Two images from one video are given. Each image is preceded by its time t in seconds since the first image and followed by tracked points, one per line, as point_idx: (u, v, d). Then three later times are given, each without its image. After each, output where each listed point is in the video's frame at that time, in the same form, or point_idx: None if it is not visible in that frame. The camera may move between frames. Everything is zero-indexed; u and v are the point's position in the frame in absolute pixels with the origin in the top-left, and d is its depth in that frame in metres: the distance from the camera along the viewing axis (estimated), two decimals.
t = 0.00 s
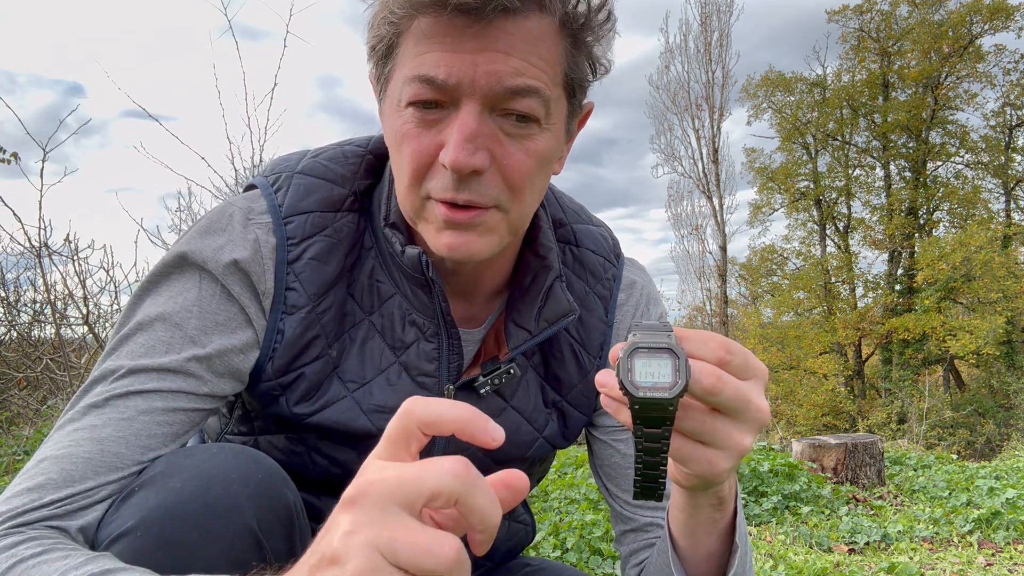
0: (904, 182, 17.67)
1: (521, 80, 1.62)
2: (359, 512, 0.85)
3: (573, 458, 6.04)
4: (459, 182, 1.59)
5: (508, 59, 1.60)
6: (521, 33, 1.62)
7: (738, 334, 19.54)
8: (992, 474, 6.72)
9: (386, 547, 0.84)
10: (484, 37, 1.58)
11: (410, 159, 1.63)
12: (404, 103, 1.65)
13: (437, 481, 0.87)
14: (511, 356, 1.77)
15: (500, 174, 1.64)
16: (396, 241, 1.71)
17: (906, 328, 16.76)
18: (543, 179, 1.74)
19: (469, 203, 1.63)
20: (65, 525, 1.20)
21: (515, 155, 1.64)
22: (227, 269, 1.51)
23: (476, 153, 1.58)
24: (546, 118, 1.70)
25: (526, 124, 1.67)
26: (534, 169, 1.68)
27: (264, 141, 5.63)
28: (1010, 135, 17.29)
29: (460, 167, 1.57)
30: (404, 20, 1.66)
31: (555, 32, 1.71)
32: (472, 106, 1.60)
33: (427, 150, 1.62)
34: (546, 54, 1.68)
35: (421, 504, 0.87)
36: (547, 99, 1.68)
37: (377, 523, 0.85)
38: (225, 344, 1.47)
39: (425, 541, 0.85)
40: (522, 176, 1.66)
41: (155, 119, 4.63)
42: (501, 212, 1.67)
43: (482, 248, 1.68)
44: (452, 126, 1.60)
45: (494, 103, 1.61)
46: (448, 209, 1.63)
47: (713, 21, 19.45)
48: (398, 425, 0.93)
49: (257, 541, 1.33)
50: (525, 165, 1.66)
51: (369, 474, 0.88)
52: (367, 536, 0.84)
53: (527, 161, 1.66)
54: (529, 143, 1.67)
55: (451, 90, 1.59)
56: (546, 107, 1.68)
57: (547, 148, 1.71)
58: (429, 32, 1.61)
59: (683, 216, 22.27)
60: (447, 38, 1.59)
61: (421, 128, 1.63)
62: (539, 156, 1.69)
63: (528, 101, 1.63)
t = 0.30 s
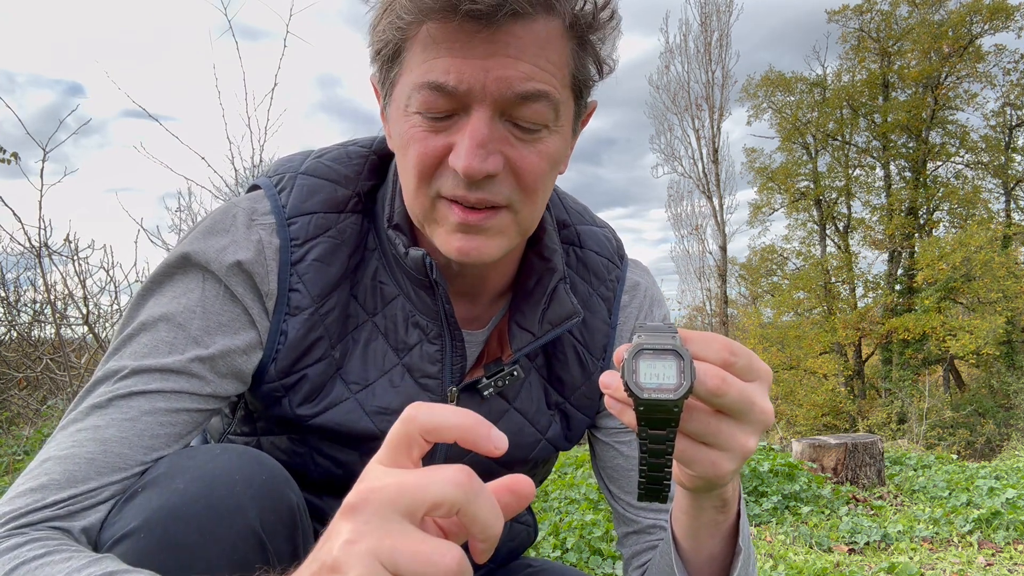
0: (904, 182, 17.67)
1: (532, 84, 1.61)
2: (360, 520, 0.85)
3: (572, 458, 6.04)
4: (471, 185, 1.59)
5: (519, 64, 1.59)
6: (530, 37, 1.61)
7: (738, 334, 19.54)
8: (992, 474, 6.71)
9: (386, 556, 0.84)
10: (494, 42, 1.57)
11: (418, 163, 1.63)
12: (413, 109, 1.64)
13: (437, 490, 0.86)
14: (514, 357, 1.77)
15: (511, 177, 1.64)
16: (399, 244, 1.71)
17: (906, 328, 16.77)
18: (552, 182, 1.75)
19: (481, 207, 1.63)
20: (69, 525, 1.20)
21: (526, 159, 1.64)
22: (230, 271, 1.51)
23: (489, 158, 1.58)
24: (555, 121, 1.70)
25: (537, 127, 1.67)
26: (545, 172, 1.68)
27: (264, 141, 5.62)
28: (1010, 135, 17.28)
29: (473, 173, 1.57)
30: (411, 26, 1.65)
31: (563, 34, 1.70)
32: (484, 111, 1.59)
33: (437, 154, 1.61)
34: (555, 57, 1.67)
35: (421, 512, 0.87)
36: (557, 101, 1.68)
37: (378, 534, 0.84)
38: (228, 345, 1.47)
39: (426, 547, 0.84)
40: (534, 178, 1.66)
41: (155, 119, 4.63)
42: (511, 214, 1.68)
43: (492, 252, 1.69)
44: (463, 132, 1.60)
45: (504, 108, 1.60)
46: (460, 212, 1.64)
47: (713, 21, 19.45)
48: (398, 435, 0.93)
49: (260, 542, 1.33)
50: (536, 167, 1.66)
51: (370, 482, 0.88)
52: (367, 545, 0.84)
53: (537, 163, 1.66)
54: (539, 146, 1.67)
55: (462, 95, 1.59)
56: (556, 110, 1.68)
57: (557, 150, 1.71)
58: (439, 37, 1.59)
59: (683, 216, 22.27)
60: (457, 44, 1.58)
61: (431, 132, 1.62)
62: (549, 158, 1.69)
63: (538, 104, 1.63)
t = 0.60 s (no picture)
0: (904, 182, 17.67)
1: (534, 84, 1.61)
2: (358, 523, 0.85)
3: (572, 458, 6.03)
4: (471, 186, 1.59)
5: (519, 64, 1.59)
6: (532, 37, 1.61)
7: (738, 334, 19.54)
8: (992, 474, 6.71)
9: (381, 560, 0.83)
10: (495, 42, 1.57)
11: (419, 165, 1.63)
12: (414, 109, 1.64)
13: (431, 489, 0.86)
14: (517, 359, 1.77)
15: (512, 178, 1.64)
16: (403, 244, 1.71)
17: (906, 328, 16.77)
18: (554, 182, 1.74)
19: (482, 207, 1.63)
20: (71, 526, 1.20)
21: (528, 160, 1.64)
22: (233, 271, 1.50)
23: (489, 158, 1.58)
24: (557, 122, 1.70)
25: (538, 128, 1.66)
26: (546, 173, 1.68)
27: (264, 141, 5.62)
28: (1010, 135, 17.28)
29: (473, 174, 1.57)
30: (413, 25, 1.64)
31: (566, 34, 1.70)
32: (484, 112, 1.59)
33: (438, 155, 1.61)
34: (557, 57, 1.67)
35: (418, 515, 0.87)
36: (559, 102, 1.67)
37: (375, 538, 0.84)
38: (231, 345, 1.47)
39: (422, 546, 0.83)
40: (535, 180, 1.66)
41: (155, 119, 4.62)
42: (512, 216, 1.68)
43: (493, 252, 1.69)
44: (463, 132, 1.60)
45: (506, 108, 1.60)
46: (461, 212, 1.63)
47: (713, 21, 19.44)
48: (401, 440, 0.93)
49: (262, 542, 1.33)
50: (537, 168, 1.66)
51: (371, 485, 0.89)
52: (363, 548, 0.83)
53: (539, 164, 1.66)
54: (541, 147, 1.66)
55: (463, 96, 1.59)
56: (558, 109, 1.67)
57: (559, 151, 1.71)
58: (440, 37, 1.59)
59: (683, 216, 22.27)
60: (457, 43, 1.58)
61: (432, 133, 1.62)
62: (551, 159, 1.68)
63: (540, 104, 1.62)
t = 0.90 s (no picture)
0: (904, 182, 17.66)
1: (535, 84, 1.60)
2: (370, 538, 0.82)
3: (572, 458, 6.03)
4: (471, 186, 1.58)
5: (520, 64, 1.58)
6: (533, 37, 1.60)
7: (738, 334, 19.55)
8: (992, 474, 6.71)
9: None
10: (496, 42, 1.56)
11: (420, 165, 1.63)
12: (415, 109, 1.64)
13: (444, 513, 0.81)
14: (518, 359, 1.77)
15: (511, 179, 1.64)
16: (404, 244, 1.71)
17: (906, 328, 16.77)
18: (554, 183, 1.74)
19: (481, 207, 1.62)
20: (73, 528, 1.19)
21: (528, 160, 1.64)
22: (235, 272, 1.50)
23: (489, 159, 1.58)
24: (557, 123, 1.69)
25: (538, 129, 1.66)
26: (545, 174, 1.68)
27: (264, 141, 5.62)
28: (1010, 135, 17.27)
29: (472, 174, 1.56)
30: (413, 25, 1.64)
31: (567, 34, 1.70)
32: (485, 111, 1.58)
33: (438, 155, 1.61)
34: (558, 57, 1.66)
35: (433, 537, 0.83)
36: (560, 102, 1.66)
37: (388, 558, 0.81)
38: (232, 346, 1.46)
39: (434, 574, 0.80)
40: (534, 181, 1.66)
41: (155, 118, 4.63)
42: (511, 216, 1.67)
43: (492, 252, 1.68)
44: (463, 132, 1.59)
45: (506, 107, 1.59)
46: (460, 212, 1.62)
47: (713, 21, 19.43)
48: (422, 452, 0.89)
49: (265, 545, 1.32)
50: (536, 170, 1.65)
51: (385, 499, 0.85)
52: (373, 566, 0.80)
53: (538, 165, 1.65)
54: (541, 147, 1.66)
55: (463, 94, 1.58)
56: (559, 110, 1.67)
57: (559, 152, 1.70)
58: (441, 35, 1.58)
59: (683, 216, 22.26)
60: (458, 42, 1.57)
61: (432, 133, 1.62)
62: (550, 160, 1.68)
63: (540, 105, 1.62)
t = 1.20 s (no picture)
0: (904, 182, 17.66)
1: (521, 88, 1.59)
2: (371, 540, 0.82)
3: (572, 458, 6.04)
4: (455, 189, 1.59)
5: (506, 68, 1.57)
6: (520, 41, 1.58)
7: (738, 334, 19.54)
8: (992, 474, 6.71)
9: None
10: (481, 46, 1.55)
11: (407, 165, 1.64)
12: (404, 110, 1.64)
13: (446, 515, 0.82)
14: (516, 359, 1.77)
15: (498, 181, 1.64)
16: (399, 244, 1.71)
17: (906, 328, 16.77)
18: (542, 185, 1.73)
19: (466, 209, 1.63)
20: (71, 529, 1.20)
21: (514, 163, 1.63)
22: (231, 272, 1.50)
23: (473, 162, 1.58)
24: (545, 127, 1.68)
25: (525, 132, 1.65)
26: (533, 177, 1.67)
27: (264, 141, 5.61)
28: (1010, 135, 17.26)
29: (456, 178, 1.56)
30: (403, 27, 1.64)
31: (557, 38, 1.68)
32: (470, 114, 1.58)
33: (425, 157, 1.62)
34: (547, 62, 1.64)
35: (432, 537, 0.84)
36: (547, 106, 1.65)
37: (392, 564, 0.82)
38: (229, 346, 1.47)
39: (433, 575, 0.80)
40: (521, 184, 1.65)
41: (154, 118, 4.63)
42: (498, 218, 1.67)
43: (479, 253, 1.68)
44: (449, 134, 1.59)
45: (491, 111, 1.59)
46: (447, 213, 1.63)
47: (713, 21, 19.43)
48: (415, 453, 0.89)
49: (263, 545, 1.31)
50: (523, 173, 1.65)
51: (384, 501, 0.86)
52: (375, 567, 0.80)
53: (525, 168, 1.65)
54: (527, 151, 1.66)
55: (449, 97, 1.57)
56: (547, 114, 1.66)
57: (547, 156, 1.70)
58: (428, 39, 1.57)
59: (683, 216, 22.26)
60: (444, 45, 1.56)
61: (419, 133, 1.62)
62: (538, 164, 1.68)
63: (526, 109, 1.61)
